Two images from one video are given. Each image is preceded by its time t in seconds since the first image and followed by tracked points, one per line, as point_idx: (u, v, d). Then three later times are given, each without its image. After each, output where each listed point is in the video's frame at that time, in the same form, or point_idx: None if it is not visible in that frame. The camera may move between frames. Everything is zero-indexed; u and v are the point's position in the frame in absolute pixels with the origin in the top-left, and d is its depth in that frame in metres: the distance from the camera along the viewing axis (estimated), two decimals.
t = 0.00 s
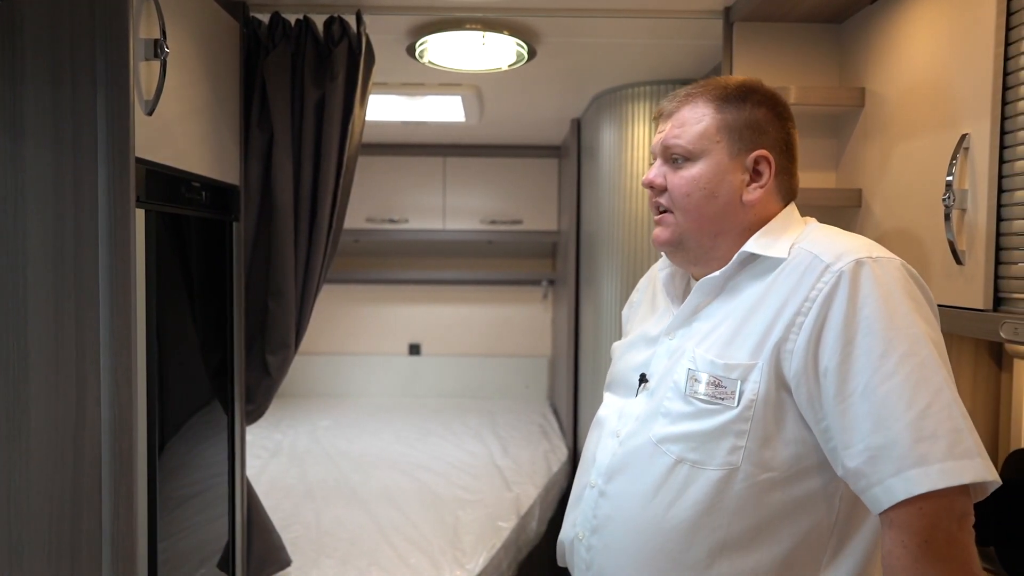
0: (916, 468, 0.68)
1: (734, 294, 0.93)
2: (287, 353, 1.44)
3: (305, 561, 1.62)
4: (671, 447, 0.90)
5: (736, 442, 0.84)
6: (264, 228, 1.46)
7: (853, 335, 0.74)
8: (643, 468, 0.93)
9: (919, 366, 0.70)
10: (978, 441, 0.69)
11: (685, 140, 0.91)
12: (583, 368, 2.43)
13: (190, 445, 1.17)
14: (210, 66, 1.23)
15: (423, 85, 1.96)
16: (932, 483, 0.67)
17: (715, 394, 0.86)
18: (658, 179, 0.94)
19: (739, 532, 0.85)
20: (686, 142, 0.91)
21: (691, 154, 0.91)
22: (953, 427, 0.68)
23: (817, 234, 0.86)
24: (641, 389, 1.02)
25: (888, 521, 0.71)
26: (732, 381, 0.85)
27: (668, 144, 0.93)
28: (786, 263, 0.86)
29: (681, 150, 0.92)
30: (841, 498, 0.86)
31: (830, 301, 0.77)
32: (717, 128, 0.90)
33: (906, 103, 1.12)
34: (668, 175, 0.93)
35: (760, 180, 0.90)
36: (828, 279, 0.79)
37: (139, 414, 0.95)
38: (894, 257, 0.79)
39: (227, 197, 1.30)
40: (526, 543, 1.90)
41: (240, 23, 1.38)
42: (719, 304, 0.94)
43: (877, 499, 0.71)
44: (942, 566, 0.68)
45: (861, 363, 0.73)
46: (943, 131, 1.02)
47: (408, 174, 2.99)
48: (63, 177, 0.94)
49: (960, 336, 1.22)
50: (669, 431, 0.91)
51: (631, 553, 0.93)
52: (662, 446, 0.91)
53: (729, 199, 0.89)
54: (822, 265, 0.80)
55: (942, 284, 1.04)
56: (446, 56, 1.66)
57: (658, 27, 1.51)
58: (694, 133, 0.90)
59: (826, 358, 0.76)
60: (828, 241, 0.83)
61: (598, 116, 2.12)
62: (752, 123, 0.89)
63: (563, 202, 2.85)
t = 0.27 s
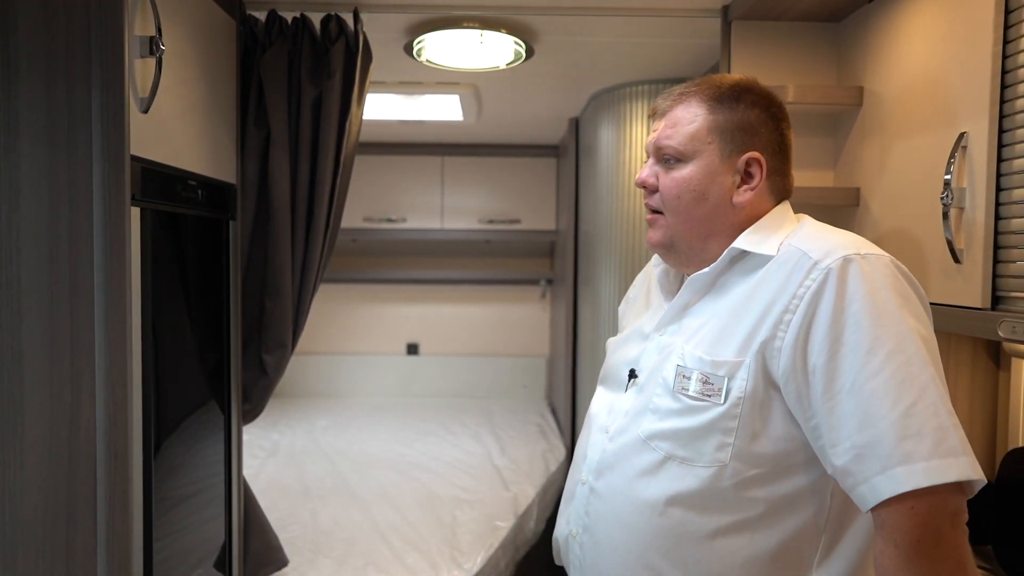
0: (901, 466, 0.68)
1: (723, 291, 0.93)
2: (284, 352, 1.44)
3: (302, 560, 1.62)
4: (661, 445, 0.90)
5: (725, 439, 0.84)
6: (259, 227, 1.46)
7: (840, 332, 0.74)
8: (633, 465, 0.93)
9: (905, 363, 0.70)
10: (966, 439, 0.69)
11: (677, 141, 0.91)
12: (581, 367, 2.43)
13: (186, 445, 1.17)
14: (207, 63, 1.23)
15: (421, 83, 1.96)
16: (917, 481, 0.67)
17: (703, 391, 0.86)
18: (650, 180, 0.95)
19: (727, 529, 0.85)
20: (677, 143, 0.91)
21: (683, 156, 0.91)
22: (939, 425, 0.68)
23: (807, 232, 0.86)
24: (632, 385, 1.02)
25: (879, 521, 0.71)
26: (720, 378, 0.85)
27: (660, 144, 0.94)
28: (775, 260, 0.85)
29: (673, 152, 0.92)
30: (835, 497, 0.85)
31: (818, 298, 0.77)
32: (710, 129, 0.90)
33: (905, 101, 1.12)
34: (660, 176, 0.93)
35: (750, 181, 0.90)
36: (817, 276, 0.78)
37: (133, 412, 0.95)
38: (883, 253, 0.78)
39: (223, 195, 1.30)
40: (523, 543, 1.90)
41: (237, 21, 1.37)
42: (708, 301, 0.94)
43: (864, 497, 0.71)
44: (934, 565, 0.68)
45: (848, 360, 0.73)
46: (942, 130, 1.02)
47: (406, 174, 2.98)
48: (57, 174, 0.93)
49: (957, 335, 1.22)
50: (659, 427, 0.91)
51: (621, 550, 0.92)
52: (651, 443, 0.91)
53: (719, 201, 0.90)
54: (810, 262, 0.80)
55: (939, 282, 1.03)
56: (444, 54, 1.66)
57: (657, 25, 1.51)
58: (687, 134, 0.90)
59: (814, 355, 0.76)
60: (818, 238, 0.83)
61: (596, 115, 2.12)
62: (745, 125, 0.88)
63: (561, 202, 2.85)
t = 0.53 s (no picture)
0: (901, 467, 0.67)
1: (717, 292, 0.93)
2: (282, 351, 1.43)
3: (300, 560, 1.61)
4: (656, 445, 0.90)
5: (720, 440, 0.84)
6: (256, 227, 1.45)
7: (837, 333, 0.74)
8: (629, 466, 0.93)
9: (903, 364, 0.70)
10: (962, 439, 0.69)
11: (688, 145, 0.88)
12: (579, 367, 2.42)
13: (184, 444, 1.16)
14: (204, 62, 1.22)
15: (419, 82, 1.95)
16: (917, 482, 0.67)
17: (697, 392, 0.86)
18: (659, 185, 0.90)
19: (723, 529, 0.85)
20: (690, 147, 0.87)
21: (695, 160, 0.87)
22: (937, 425, 0.68)
23: (801, 233, 0.86)
24: (627, 385, 1.02)
25: (876, 522, 0.71)
26: (714, 379, 0.85)
27: (669, 148, 0.89)
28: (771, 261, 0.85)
29: (685, 156, 0.88)
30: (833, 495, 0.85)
31: (813, 299, 0.77)
32: (721, 131, 0.87)
33: (903, 100, 1.12)
34: (671, 181, 0.89)
35: (757, 183, 0.90)
36: (812, 277, 0.78)
37: (131, 411, 0.94)
38: (877, 253, 0.78)
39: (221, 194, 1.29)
40: (522, 543, 1.90)
41: (235, 20, 1.37)
42: (703, 301, 0.94)
43: (861, 497, 0.71)
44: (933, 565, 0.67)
45: (845, 361, 0.72)
46: (941, 129, 1.02)
47: (404, 174, 2.98)
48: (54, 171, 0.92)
49: (955, 335, 1.22)
50: (653, 428, 0.90)
51: (618, 551, 0.92)
52: (646, 444, 0.91)
53: (733, 205, 0.89)
54: (806, 263, 0.80)
55: (938, 281, 1.03)
56: (441, 53, 1.66)
57: (655, 24, 1.50)
58: (699, 137, 0.87)
59: (810, 356, 0.75)
60: (813, 239, 0.83)
61: (594, 115, 2.12)
62: (755, 127, 0.88)
63: (559, 201, 2.85)
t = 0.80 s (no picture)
0: (889, 469, 0.68)
1: (717, 293, 0.93)
2: (280, 352, 1.43)
3: (299, 561, 1.61)
4: (654, 445, 0.90)
5: (716, 440, 0.84)
6: (255, 227, 1.45)
7: (832, 335, 0.74)
8: (626, 465, 0.93)
9: (895, 367, 0.70)
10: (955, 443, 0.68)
11: (728, 160, 0.83)
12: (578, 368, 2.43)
13: (182, 445, 1.16)
14: (203, 62, 1.22)
15: (418, 83, 1.95)
16: (905, 484, 0.67)
17: (695, 392, 0.86)
18: (689, 194, 0.87)
19: (719, 529, 0.85)
20: (729, 162, 0.83)
21: (734, 176, 0.84)
22: (927, 428, 0.68)
23: (800, 236, 0.86)
24: (625, 384, 1.03)
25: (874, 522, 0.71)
26: (711, 379, 0.85)
27: (705, 158, 0.85)
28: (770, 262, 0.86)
29: (722, 170, 0.84)
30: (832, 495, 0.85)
31: (809, 301, 0.77)
32: (761, 148, 0.84)
33: (901, 101, 1.12)
34: (703, 193, 0.86)
35: (780, 200, 0.89)
36: (809, 279, 0.78)
37: (129, 411, 0.94)
38: (875, 256, 0.78)
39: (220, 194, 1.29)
40: (520, 543, 1.90)
41: (234, 20, 1.37)
42: (702, 302, 0.95)
43: (851, 498, 0.71)
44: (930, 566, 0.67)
45: (839, 364, 0.73)
46: (939, 130, 1.02)
47: (403, 174, 2.98)
48: (53, 170, 0.92)
49: (953, 335, 1.23)
50: (651, 428, 0.91)
51: (614, 549, 0.92)
52: (644, 444, 0.92)
53: (758, 222, 0.88)
54: (803, 265, 0.80)
55: (936, 281, 1.04)
56: (441, 54, 1.66)
57: (654, 25, 1.51)
58: (741, 153, 0.83)
59: (806, 358, 0.76)
60: (811, 241, 0.83)
61: (593, 115, 2.12)
62: (789, 144, 0.86)
63: (558, 202, 2.85)
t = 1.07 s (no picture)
0: (903, 469, 0.68)
1: (722, 292, 0.94)
2: (279, 351, 1.43)
3: (297, 561, 1.61)
4: (659, 443, 0.90)
5: (722, 438, 0.84)
6: (255, 226, 1.45)
7: (842, 334, 0.75)
8: (631, 463, 0.94)
9: (908, 366, 0.70)
10: (967, 441, 0.69)
11: (740, 153, 0.85)
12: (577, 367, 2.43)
13: (180, 444, 1.16)
14: (202, 62, 1.22)
15: (416, 83, 1.96)
16: (920, 484, 0.67)
17: (701, 390, 0.87)
18: (702, 191, 0.88)
19: (722, 528, 0.85)
20: (740, 155, 0.85)
21: (746, 169, 0.85)
22: (941, 427, 0.68)
23: (806, 234, 0.87)
24: (628, 382, 1.03)
25: (877, 520, 0.71)
26: (718, 378, 0.85)
27: (716, 153, 0.86)
28: (778, 261, 0.86)
29: (733, 163, 0.86)
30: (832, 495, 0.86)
31: (819, 300, 0.78)
32: (769, 140, 0.85)
33: (899, 102, 1.13)
34: (715, 189, 0.87)
35: (785, 193, 0.91)
36: (819, 278, 0.79)
37: (128, 410, 0.94)
38: (884, 256, 0.79)
39: (219, 194, 1.30)
40: (519, 543, 1.90)
41: (233, 20, 1.37)
42: (706, 301, 0.96)
43: (864, 498, 0.71)
44: (933, 565, 0.68)
45: (850, 363, 0.73)
46: (936, 130, 1.02)
47: (401, 174, 2.98)
48: (53, 169, 0.92)
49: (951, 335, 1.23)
50: (656, 426, 0.91)
51: (616, 547, 0.93)
52: (649, 442, 0.92)
53: (769, 216, 0.89)
54: (812, 264, 0.81)
55: (934, 281, 1.04)
56: (439, 54, 1.66)
57: (652, 25, 1.51)
58: (751, 146, 0.85)
59: (815, 357, 0.76)
60: (819, 240, 0.84)
61: (591, 115, 2.13)
62: (794, 137, 0.88)
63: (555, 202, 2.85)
